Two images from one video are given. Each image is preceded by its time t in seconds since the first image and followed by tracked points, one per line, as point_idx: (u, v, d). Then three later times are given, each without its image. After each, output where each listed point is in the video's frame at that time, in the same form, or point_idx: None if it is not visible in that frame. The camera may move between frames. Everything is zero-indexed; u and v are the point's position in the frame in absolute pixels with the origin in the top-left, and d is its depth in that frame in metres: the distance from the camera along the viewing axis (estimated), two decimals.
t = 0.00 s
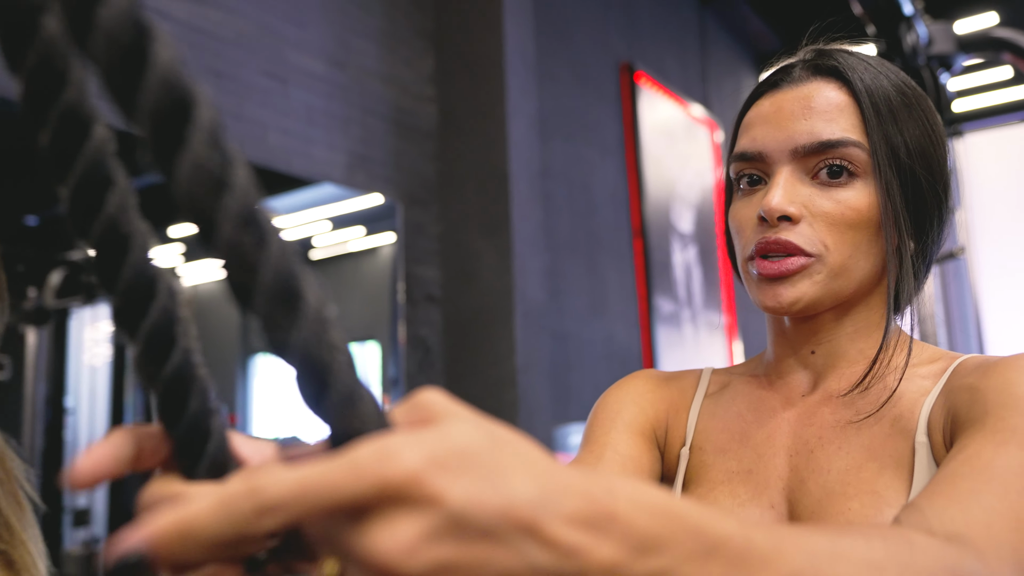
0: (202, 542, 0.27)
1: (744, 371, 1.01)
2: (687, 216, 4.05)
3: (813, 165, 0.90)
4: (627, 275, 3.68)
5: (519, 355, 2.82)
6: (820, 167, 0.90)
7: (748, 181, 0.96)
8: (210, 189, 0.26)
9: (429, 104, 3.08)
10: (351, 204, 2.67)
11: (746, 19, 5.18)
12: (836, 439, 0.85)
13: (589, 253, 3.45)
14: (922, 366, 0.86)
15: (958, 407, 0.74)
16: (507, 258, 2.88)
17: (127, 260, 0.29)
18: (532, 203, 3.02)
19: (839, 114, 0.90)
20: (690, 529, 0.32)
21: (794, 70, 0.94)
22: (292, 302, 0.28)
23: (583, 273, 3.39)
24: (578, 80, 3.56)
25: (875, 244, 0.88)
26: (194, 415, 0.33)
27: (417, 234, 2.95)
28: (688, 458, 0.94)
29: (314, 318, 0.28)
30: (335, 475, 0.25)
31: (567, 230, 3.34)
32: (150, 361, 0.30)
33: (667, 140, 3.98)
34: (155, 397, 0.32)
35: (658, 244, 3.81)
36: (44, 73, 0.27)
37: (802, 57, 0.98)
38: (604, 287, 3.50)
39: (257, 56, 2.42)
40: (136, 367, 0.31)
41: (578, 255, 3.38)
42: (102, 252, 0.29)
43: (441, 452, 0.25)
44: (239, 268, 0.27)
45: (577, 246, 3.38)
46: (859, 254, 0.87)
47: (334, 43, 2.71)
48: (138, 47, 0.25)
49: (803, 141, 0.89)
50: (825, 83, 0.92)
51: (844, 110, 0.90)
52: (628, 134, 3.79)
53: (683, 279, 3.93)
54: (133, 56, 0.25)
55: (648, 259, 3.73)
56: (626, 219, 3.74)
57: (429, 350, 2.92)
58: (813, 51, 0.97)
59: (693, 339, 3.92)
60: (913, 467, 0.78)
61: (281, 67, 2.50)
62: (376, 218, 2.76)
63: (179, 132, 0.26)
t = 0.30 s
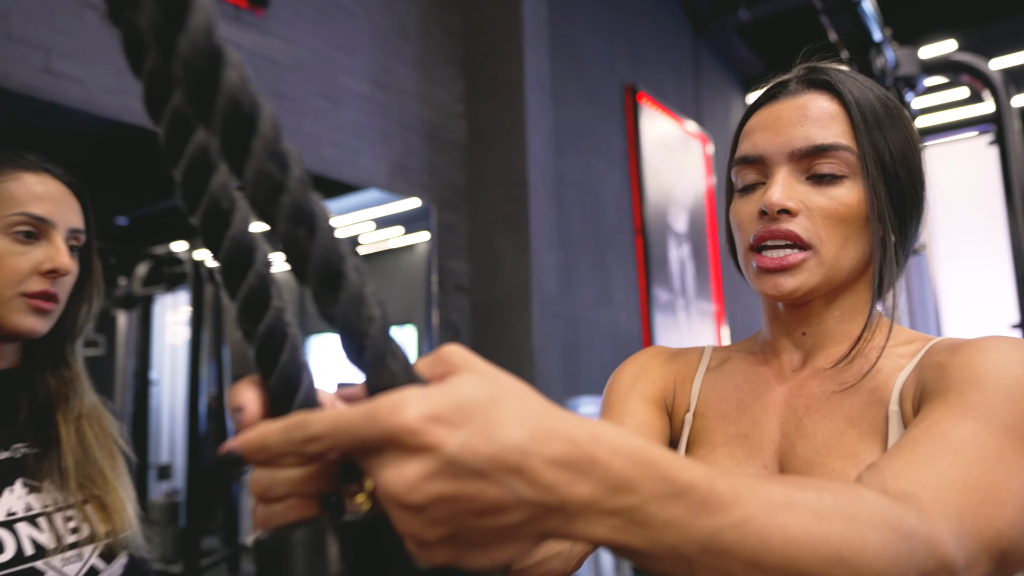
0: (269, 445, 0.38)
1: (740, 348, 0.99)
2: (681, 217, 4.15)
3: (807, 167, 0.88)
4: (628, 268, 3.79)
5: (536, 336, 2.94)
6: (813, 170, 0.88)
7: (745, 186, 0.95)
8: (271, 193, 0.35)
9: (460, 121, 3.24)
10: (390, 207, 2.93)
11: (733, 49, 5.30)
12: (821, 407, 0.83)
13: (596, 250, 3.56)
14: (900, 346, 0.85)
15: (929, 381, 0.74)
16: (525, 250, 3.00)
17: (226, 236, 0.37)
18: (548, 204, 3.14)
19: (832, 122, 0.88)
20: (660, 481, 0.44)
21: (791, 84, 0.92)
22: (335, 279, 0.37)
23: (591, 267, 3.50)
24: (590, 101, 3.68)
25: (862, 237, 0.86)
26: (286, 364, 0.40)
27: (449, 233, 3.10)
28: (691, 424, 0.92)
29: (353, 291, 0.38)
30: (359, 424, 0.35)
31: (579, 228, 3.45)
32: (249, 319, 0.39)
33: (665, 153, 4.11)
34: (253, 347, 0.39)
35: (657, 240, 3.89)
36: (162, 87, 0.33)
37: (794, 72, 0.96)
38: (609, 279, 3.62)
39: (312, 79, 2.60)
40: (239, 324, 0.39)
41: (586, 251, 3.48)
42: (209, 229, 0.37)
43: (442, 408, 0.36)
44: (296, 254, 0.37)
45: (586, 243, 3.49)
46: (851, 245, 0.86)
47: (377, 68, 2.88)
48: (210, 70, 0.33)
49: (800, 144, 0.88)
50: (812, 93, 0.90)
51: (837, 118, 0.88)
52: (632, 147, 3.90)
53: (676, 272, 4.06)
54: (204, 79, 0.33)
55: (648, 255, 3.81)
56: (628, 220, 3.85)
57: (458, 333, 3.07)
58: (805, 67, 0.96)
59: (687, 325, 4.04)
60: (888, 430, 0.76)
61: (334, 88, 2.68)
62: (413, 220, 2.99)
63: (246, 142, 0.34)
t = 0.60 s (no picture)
0: (311, 402, 0.39)
1: (722, 325, 1.05)
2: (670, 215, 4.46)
3: (782, 165, 0.89)
4: (624, 259, 4.03)
5: (544, 316, 3.21)
6: (787, 167, 0.89)
7: (726, 184, 0.97)
8: (320, 182, 0.38)
9: (478, 130, 3.54)
10: (418, 206, 3.23)
11: (718, 71, 5.64)
12: (794, 376, 0.88)
13: (595, 246, 3.77)
14: (864, 325, 0.88)
15: (887, 354, 0.75)
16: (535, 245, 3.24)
17: (280, 212, 0.38)
18: (553, 202, 3.38)
19: (804, 126, 0.89)
20: (660, 425, 0.46)
21: (765, 93, 0.94)
22: (373, 254, 0.41)
23: (592, 259, 3.73)
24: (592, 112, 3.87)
25: (832, 231, 0.88)
26: (331, 326, 0.41)
27: (467, 228, 3.37)
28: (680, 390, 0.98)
29: (389, 265, 0.41)
30: (381, 378, 0.38)
31: (580, 223, 3.67)
32: (300, 286, 0.40)
33: (657, 158, 4.36)
34: (301, 309, 0.41)
35: (649, 235, 4.10)
36: (226, 87, 0.36)
37: (768, 81, 0.98)
38: (608, 269, 3.87)
39: (351, 94, 2.83)
40: (292, 296, 0.41)
41: (588, 244, 3.68)
42: (265, 206, 0.39)
43: (457, 361, 0.39)
44: (341, 236, 0.40)
45: (587, 236, 3.69)
46: (823, 237, 0.87)
47: (407, 83, 3.13)
48: (267, 74, 0.35)
49: (775, 146, 0.89)
50: (780, 100, 0.92)
51: (808, 122, 0.89)
52: (626, 151, 4.13)
53: (667, 262, 4.28)
54: (263, 82, 0.35)
55: (641, 248, 4.04)
56: (624, 217, 4.05)
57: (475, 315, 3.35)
58: (778, 76, 0.97)
59: (674, 307, 4.30)
60: (849, 393, 0.80)
61: (370, 102, 2.91)
62: (437, 217, 3.27)
63: (299, 138, 0.37)
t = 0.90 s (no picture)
0: (333, 396, 0.35)
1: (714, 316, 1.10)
2: (664, 212, 4.77)
3: (764, 159, 0.93)
4: (622, 251, 4.30)
5: (548, 305, 3.45)
6: (769, 160, 0.93)
7: (715, 180, 1.01)
8: (316, 176, 0.35)
9: (486, 133, 3.78)
10: (430, 205, 3.39)
11: (709, 75, 5.90)
12: (777, 361, 0.91)
13: (596, 238, 4.03)
14: (842, 311, 0.91)
15: (865, 338, 0.75)
16: (541, 241, 3.48)
17: (267, 207, 0.35)
18: (556, 200, 3.62)
19: (784, 122, 0.94)
20: (633, 389, 0.43)
21: (748, 94, 0.99)
22: (365, 253, 0.38)
23: (592, 253, 3.98)
24: (591, 116, 4.15)
25: (813, 219, 0.92)
26: (329, 327, 0.38)
27: (476, 225, 3.60)
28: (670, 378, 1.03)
29: (379, 267, 0.38)
30: (374, 374, 0.35)
31: (581, 220, 3.90)
32: (297, 282, 0.37)
33: (650, 158, 4.66)
34: (299, 307, 0.37)
35: (644, 229, 4.46)
36: (205, 78, 0.34)
37: (750, 83, 1.03)
38: (607, 262, 4.12)
39: (368, 101, 3.03)
40: (290, 292, 0.38)
41: (587, 238, 3.95)
42: (251, 199, 0.35)
43: (447, 349, 0.37)
44: (332, 236, 0.37)
45: (587, 231, 3.95)
46: (804, 226, 0.92)
47: (420, 90, 3.35)
48: (272, 69, 0.34)
49: (757, 142, 0.93)
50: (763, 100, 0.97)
51: (788, 119, 0.93)
52: (625, 153, 4.43)
53: (661, 255, 4.63)
54: (265, 74, 0.33)
55: (638, 241, 4.37)
56: (621, 213, 4.35)
57: (484, 305, 3.57)
58: (760, 77, 1.02)
59: (669, 298, 4.62)
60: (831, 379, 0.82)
61: (385, 108, 3.12)
62: (448, 215, 3.45)
63: (297, 131, 0.35)
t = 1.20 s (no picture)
0: (305, 379, 0.33)
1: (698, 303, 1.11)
2: (660, 205, 4.81)
3: (734, 141, 0.94)
4: (617, 242, 4.34)
5: (546, 296, 3.50)
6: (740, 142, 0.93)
7: (690, 167, 1.01)
8: (298, 170, 0.31)
9: (486, 129, 3.80)
10: (432, 198, 3.38)
11: (704, 72, 5.97)
12: (756, 346, 0.92)
13: (592, 231, 4.07)
14: (822, 297, 0.91)
15: (844, 326, 0.74)
16: (540, 232, 3.52)
17: (264, 194, 0.32)
18: (555, 193, 3.66)
19: (751, 105, 0.94)
20: (609, 395, 0.41)
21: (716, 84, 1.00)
22: (348, 245, 0.33)
23: (588, 245, 4.03)
24: (589, 111, 4.18)
25: (786, 192, 0.92)
26: (315, 310, 0.34)
27: (477, 217, 3.64)
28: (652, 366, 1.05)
29: (363, 259, 0.34)
30: (348, 362, 0.33)
31: (578, 212, 3.94)
32: (293, 281, 0.33)
33: (645, 153, 4.71)
34: (288, 286, 0.34)
35: (640, 221, 4.49)
36: (211, 73, 0.30)
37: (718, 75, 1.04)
38: (603, 253, 4.17)
39: (372, 96, 3.04)
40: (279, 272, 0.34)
41: (585, 230, 3.99)
42: (251, 181, 0.32)
43: (420, 341, 0.35)
44: (314, 229, 0.32)
45: (584, 224, 3.99)
46: (777, 201, 0.92)
47: (422, 86, 3.37)
48: (254, 63, 0.30)
49: (723, 127, 0.94)
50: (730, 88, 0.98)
51: (755, 101, 0.94)
52: (621, 148, 4.45)
53: (656, 247, 4.70)
54: (249, 68, 0.29)
55: (633, 233, 4.40)
56: (617, 206, 4.38)
57: (484, 295, 3.62)
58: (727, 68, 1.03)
59: (663, 288, 4.70)
60: (808, 366, 0.82)
61: (387, 102, 3.13)
62: (449, 208, 3.46)
63: (281, 124, 0.31)
